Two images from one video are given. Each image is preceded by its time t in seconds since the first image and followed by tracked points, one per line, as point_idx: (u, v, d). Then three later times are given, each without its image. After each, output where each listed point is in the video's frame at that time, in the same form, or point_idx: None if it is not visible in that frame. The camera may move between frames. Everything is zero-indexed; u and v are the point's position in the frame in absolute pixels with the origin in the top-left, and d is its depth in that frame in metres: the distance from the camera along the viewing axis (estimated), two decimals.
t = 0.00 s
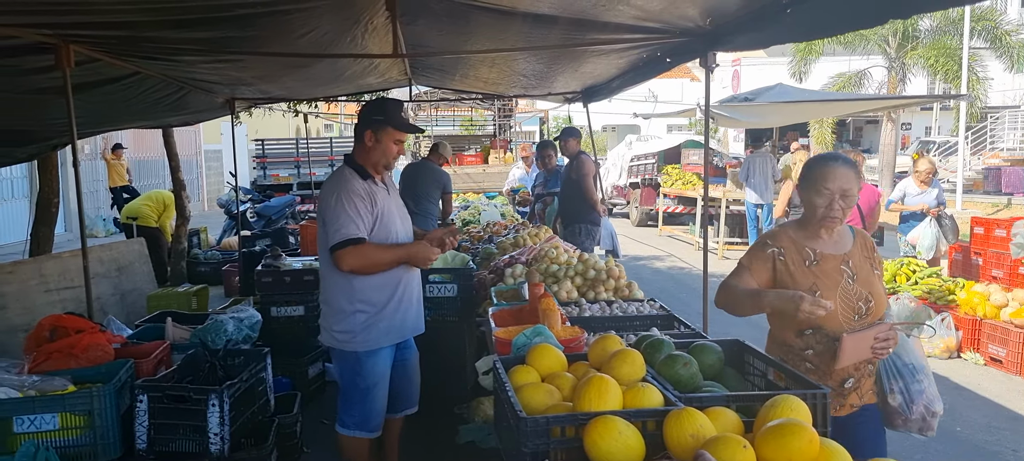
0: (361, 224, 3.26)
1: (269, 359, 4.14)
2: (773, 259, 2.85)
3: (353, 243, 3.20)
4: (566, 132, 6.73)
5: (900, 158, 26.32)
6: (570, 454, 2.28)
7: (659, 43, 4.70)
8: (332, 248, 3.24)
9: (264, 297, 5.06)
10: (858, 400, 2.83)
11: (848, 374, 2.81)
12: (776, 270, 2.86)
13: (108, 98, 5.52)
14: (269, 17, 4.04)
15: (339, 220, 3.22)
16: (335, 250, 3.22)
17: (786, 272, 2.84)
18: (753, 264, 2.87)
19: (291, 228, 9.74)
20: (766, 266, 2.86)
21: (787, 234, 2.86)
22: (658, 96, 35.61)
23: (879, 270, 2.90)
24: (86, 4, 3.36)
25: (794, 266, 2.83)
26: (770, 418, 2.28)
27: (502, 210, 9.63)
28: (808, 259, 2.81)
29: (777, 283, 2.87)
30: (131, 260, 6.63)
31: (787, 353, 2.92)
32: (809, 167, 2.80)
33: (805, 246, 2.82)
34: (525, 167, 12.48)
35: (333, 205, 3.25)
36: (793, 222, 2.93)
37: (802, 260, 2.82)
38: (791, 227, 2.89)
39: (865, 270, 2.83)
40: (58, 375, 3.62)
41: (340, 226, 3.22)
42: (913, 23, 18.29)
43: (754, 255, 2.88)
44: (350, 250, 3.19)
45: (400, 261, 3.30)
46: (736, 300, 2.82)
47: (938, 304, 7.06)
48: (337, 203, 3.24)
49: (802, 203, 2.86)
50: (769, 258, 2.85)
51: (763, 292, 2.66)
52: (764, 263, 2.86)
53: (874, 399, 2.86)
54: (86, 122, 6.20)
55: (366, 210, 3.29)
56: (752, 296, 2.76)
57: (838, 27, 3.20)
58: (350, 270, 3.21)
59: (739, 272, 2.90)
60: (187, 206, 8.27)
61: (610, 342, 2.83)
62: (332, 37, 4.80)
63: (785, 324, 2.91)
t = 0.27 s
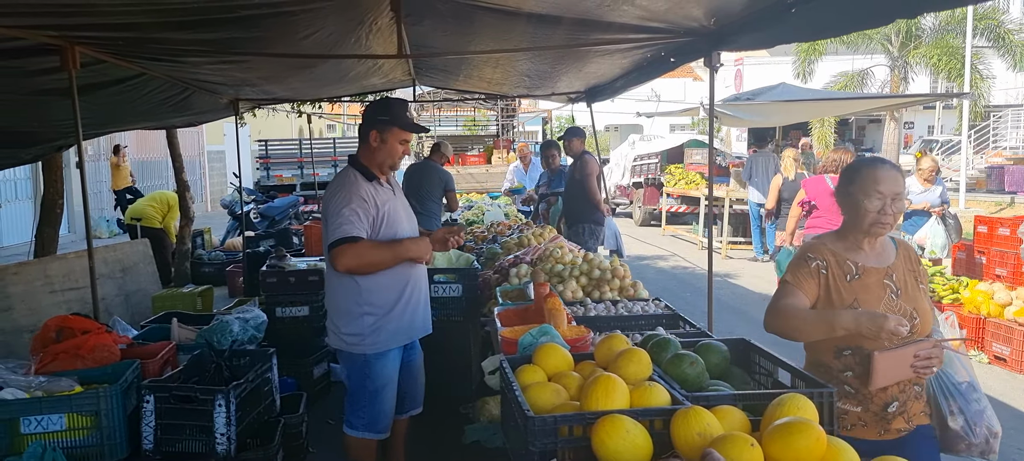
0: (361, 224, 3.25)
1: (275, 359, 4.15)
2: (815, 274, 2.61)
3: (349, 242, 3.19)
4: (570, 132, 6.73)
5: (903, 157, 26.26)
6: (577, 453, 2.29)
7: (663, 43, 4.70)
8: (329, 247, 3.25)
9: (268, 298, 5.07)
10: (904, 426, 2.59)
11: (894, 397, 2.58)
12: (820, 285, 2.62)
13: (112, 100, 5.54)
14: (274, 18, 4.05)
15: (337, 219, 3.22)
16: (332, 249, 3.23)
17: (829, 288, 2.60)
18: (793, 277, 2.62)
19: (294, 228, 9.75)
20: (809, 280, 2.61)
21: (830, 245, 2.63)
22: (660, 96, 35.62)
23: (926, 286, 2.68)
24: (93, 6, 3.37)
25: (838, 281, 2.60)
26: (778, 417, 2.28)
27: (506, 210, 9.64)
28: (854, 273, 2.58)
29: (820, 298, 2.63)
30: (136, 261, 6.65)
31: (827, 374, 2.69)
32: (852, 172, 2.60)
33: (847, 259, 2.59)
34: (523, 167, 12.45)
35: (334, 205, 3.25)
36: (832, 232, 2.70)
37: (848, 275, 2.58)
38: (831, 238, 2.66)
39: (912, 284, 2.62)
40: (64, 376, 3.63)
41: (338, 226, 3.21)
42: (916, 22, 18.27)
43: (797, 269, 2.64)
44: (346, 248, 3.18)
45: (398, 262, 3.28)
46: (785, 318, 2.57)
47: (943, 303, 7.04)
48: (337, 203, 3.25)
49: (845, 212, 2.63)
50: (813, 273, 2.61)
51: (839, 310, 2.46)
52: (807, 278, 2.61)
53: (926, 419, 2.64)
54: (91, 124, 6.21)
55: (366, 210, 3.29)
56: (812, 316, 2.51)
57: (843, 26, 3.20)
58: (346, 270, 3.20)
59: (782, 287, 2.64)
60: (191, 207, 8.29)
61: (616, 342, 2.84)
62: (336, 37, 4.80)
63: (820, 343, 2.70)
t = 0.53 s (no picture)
0: (369, 223, 3.26)
1: (280, 358, 4.15)
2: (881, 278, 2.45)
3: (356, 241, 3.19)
4: (574, 131, 6.73)
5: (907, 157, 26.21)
6: (584, 452, 2.29)
7: (669, 43, 4.70)
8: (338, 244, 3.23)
9: (273, 297, 5.08)
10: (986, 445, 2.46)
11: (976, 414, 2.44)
12: (888, 292, 2.46)
13: (118, 98, 5.55)
14: (279, 17, 4.06)
15: (345, 219, 3.22)
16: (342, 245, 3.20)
17: (897, 294, 2.45)
18: (856, 285, 2.47)
19: (298, 228, 9.75)
20: (873, 287, 2.45)
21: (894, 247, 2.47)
22: (663, 96, 35.60)
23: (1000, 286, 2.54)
24: (100, 4, 3.38)
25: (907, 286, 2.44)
26: (784, 416, 2.28)
27: (509, 209, 9.64)
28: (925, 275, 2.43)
29: (888, 306, 2.48)
30: (140, 260, 6.66)
31: (898, 391, 2.50)
32: (915, 164, 2.44)
33: (915, 261, 2.43)
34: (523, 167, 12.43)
35: (341, 205, 3.25)
36: (894, 232, 2.55)
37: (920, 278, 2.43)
38: (895, 239, 2.50)
39: (987, 285, 2.48)
40: (70, 374, 3.64)
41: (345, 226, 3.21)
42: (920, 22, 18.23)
43: (855, 276, 2.48)
44: (357, 244, 3.14)
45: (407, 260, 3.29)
46: (847, 335, 2.42)
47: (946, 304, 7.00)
48: (344, 202, 3.25)
49: (911, 209, 2.47)
50: (875, 280, 2.45)
51: (885, 335, 2.30)
52: (870, 286, 2.45)
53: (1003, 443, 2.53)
54: (96, 123, 6.23)
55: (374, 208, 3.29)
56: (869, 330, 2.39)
57: (849, 26, 3.20)
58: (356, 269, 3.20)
59: (838, 299, 2.50)
60: (195, 206, 8.30)
61: (622, 341, 2.84)
62: (341, 36, 4.81)
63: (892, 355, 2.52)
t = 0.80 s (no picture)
0: (380, 226, 3.26)
1: (285, 358, 4.15)
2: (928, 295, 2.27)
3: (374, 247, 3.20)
4: (579, 131, 6.72)
5: (910, 157, 26.16)
6: (592, 452, 2.29)
7: (673, 43, 4.70)
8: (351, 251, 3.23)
9: (278, 297, 5.08)
10: None
11: None
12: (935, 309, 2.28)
13: (123, 99, 5.56)
14: (284, 18, 4.07)
15: (357, 223, 3.22)
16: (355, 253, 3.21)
17: (945, 311, 2.27)
18: (896, 301, 2.29)
19: (302, 228, 9.76)
20: (918, 304, 2.28)
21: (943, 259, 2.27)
22: (666, 97, 35.63)
23: None
24: (105, 5, 3.38)
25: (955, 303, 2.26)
26: (792, 417, 2.28)
27: (513, 209, 9.64)
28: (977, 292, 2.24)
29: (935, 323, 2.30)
30: (144, 261, 6.67)
31: (945, 413, 2.32)
32: (969, 167, 2.21)
33: (965, 275, 2.24)
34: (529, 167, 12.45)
35: (350, 208, 3.25)
36: (941, 242, 2.35)
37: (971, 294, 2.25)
38: (942, 249, 2.30)
39: None
40: (77, 374, 3.64)
41: (359, 230, 3.21)
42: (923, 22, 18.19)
43: (898, 291, 2.30)
44: (372, 253, 3.18)
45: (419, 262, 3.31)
46: (892, 357, 2.24)
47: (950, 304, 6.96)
48: (354, 205, 3.24)
49: (964, 217, 2.25)
50: (920, 296, 2.27)
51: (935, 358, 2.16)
52: (914, 302, 2.28)
53: None
54: (100, 123, 6.24)
55: (384, 212, 3.30)
56: (911, 352, 2.23)
57: (855, 27, 3.20)
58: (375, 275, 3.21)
59: (878, 316, 2.33)
60: (199, 207, 8.32)
61: (629, 341, 2.84)
62: (346, 37, 4.81)
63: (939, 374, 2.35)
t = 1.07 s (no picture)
0: (388, 228, 3.26)
1: (289, 359, 4.15)
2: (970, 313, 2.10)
3: (383, 249, 3.20)
4: (582, 132, 6.70)
5: (913, 157, 26.12)
6: (597, 453, 2.29)
7: (676, 44, 4.70)
8: (361, 257, 3.23)
9: (281, 298, 5.08)
10: None
11: None
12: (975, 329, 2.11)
13: (126, 100, 5.57)
14: (288, 19, 4.08)
15: (366, 226, 3.21)
16: (366, 259, 3.21)
17: (985, 331, 2.10)
18: (931, 316, 2.11)
19: (304, 229, 9.77)
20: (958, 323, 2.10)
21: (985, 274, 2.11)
22: (668, 97, 35.64)
23: None
24: (110, 6, 3.39)
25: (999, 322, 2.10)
26: (798, 418, 2.28)
27: (516, 210, 9.64)
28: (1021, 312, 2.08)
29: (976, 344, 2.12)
30: (148, 261, 6.68)
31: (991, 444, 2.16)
32: (1011, 175, 2.07)
33: (1007, 291, 2.08)
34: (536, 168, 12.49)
35: (358, 210, 3.24)
36: (976, 256, 2.19)
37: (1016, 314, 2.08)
38: (981, 263, 2.14)
39: None
40: (81, 375, 3.64)
41: (367, 233, 3.21)
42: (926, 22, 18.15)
43: (931, 305, 2.12)
44: (382, 257, 3.19)
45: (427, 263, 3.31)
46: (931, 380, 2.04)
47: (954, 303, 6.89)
48: (361, 207, 3.23)
49: (1005, 227, 2.12)
50: (957, 312, 2.09)
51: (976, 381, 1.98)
52: (950, 319, 2.10)
53: None
54: (103, 124, 6.25)
55: (392, 216, 3.29)
56: (950, 371, 2.04)
57: (859, 27, 3.20)
58: (383, 278, 3.22)
59: (909, 332, 2.14)
60: (202, 207, 8.33)
61: (633, 342, 2.84)
62: (349, 38, 4.82)
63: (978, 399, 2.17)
